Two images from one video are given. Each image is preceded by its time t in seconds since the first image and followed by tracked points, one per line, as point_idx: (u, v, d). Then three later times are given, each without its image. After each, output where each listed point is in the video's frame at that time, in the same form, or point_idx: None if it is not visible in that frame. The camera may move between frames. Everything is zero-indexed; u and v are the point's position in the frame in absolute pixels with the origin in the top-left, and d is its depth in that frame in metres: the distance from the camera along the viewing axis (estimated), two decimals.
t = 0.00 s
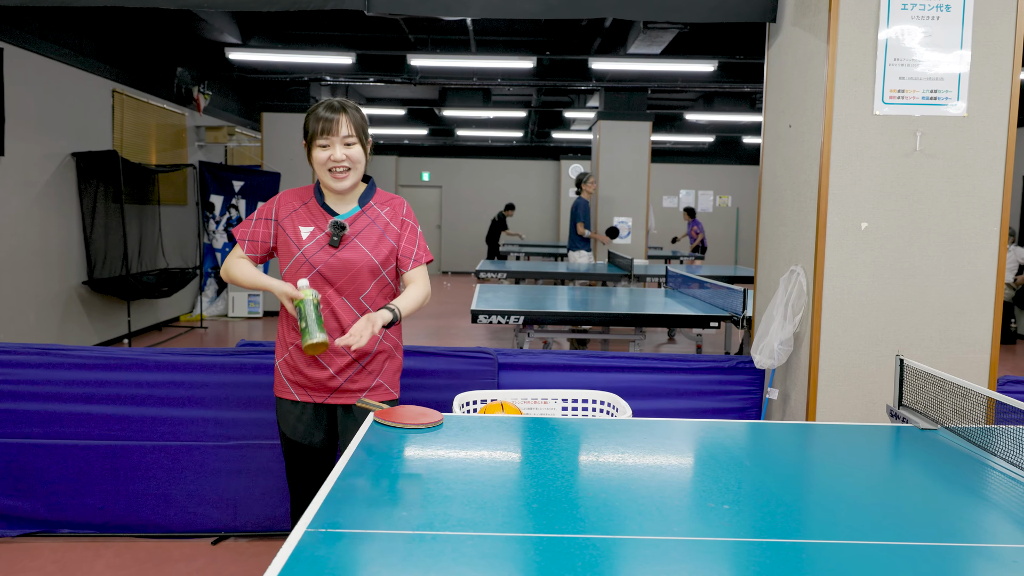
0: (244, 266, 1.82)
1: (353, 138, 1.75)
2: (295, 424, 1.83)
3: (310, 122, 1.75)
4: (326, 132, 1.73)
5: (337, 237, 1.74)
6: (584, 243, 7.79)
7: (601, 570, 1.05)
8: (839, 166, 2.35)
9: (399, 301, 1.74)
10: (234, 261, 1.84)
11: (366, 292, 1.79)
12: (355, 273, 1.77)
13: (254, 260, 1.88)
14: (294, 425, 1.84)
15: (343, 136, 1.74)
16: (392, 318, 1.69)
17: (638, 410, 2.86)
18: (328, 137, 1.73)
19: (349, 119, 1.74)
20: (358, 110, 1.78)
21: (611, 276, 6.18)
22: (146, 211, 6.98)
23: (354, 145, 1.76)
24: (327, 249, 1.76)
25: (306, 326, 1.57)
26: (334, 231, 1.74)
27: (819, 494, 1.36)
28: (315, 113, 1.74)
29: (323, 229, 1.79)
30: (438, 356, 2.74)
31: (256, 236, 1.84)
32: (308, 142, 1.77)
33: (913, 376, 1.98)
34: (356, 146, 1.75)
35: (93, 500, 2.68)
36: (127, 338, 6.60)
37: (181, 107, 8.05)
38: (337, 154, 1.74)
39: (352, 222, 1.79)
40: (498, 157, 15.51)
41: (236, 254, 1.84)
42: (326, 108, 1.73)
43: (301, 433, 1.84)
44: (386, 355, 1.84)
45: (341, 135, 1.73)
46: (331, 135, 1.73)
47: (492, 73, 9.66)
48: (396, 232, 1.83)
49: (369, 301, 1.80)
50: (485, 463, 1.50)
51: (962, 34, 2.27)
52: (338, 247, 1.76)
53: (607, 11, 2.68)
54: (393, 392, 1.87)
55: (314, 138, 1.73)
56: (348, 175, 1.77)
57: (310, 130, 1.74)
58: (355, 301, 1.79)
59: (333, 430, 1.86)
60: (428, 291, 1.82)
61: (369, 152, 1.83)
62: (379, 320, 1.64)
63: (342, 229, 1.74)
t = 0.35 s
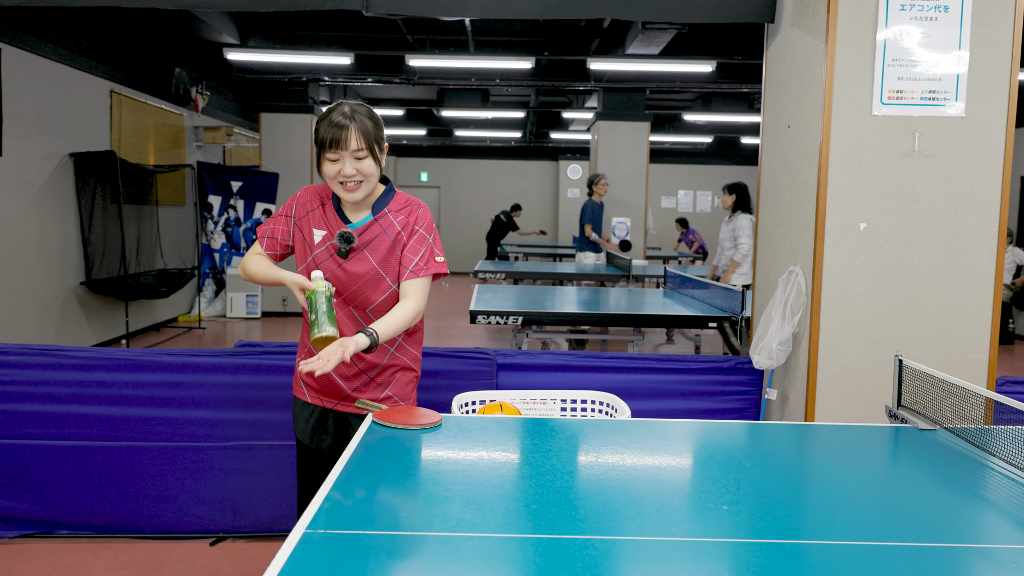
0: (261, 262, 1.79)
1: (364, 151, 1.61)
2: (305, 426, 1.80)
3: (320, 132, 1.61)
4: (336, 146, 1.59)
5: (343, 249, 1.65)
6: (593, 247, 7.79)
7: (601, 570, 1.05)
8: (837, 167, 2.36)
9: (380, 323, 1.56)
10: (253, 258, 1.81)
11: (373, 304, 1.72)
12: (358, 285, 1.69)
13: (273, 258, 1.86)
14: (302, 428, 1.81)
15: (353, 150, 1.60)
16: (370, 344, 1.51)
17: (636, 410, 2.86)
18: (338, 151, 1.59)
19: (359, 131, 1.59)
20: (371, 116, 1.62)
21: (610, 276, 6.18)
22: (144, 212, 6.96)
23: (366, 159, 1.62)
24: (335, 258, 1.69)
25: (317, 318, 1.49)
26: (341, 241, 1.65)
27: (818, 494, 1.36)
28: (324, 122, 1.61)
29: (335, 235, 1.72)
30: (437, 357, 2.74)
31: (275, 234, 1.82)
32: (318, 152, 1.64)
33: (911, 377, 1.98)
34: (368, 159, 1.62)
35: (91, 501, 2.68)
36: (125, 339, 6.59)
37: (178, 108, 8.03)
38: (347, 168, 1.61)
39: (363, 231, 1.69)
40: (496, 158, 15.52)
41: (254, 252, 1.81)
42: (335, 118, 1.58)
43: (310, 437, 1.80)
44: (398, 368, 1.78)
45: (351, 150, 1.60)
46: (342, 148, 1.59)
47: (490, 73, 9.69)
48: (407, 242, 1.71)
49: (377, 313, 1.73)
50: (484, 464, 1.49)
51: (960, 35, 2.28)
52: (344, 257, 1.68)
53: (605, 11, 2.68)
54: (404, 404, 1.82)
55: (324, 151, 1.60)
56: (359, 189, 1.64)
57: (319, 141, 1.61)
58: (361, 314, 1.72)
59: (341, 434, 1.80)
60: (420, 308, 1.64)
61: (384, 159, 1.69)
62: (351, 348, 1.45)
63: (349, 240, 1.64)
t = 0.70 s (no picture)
0: (257, 271, 1.78)
1: (353, 165, 1.57)
2: (304, 426, 1.80)
3: (309, 145, 1.57)
4: (325, 161, 1.56)
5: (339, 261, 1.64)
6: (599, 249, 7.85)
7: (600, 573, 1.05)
8: (836, 168, 2.35)
9: (381, 336, 1.57)
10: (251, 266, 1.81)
11: (370, 314, 1.71)
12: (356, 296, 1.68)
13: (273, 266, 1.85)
14: (302, 428, 1.82)
15: (343, 165, 1.56)
16: (371, 358, 1.53)
17: (635, 412, 2.86)
18: (327, 167, 1.56)
19: (348, 146, 1.55)
20: (360, 128, 1.58)
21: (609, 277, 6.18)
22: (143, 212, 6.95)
23: (355, 173, 1.58)
24: (332, 269, 1.69)
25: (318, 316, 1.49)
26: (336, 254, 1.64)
27: (816, 496, 1.36)
28: (313, 136, 1.56)
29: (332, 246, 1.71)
30: (436, 358, 2.74)
31: (273, 242, 1.81)
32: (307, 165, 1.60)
33: (910, 378, 1.98)
34: (358, 173, 1.58)
35: (90, 503, 2.67)
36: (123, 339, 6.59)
37: (177, 107, 8.02)
38: (337, 184, 1.57)
39: (359, 242, 1.68)
40: (495, 158, 15.52)
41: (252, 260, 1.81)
42: (323, 132, 1.54)
43: (309, 437, 1.80)
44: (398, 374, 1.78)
45: (341, 165, 1.56)
46: (331, 164, 1.55)
47: (489, 74, 9.70)
48: (404, 252, 1.69)
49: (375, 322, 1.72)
50: (483, 466, 1.49)
51: (959, 36, 2.27)
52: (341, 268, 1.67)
53: (604, 12, 2.68)
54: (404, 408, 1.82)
55: (313, 167, 1.57)
56: (351, 203, 1.62)
57: (308, 155, 1.57)
58: (358, 324, 1.72)
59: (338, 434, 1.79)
60: (419, 320, 1.65)
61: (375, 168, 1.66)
62: (355, 362, 1.48)
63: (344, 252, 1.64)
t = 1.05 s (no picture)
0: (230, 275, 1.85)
1: (312, 162, 1.59)
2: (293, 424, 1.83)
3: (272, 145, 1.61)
4: (285, 158, 1.59)
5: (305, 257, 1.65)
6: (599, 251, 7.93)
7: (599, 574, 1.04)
8: (835, 170, 2.36)
9: (357, 327, 1.56)
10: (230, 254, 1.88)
11: (340, 308, 1.70)
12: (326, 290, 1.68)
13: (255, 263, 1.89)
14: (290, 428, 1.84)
15: (301, 161, 1.58)
16: (349, 348, 1.51)
17: (634, 413, 2.86)
18: (286, 163, 1.59)
19: (305, 143, 1.58)
20: (319, 126, 1.61)
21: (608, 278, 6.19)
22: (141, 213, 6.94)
23: (314, 169, 1.59)
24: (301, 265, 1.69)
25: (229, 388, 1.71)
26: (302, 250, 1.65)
27: (817, 497, 1.36)
28: (275, 136, 1.60)
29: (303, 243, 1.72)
30: (435, 359, 2.73)
31: (253, 238, 1.85)
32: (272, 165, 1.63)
33: (909, 379, 1.98)
34: (317, 169, 1.60)
35: (88, 504, 2.67)
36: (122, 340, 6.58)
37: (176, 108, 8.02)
38: (297, 180, 1.59)
39: (326, 238, 1.68)
40: (494, 159, 15.52)
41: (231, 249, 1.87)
42: (282, 131, 1.58)
43: (297, 435, 1.83)
44: (374, 367, 1.77)
45: (299, 161, 1.58)
46: (289, 160, 1.58)
47: (488, 75, 9.70)
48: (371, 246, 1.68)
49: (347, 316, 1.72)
50: (481, 466, 1.49)
51: (958, 37, 2.28)
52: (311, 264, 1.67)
53: (604, 13, 2.68)
54: (384, 403, 1.80)
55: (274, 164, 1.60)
56: (313, 199, 1.62)
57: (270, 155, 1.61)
58: (327, 318, 1.71)
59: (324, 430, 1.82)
60: (393, 312, 1.63)
61: (339, 168, 1.67)
62: (333, 354, 1.46)
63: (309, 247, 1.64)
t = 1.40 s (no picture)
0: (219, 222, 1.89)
1: (294, 161, 1.59)
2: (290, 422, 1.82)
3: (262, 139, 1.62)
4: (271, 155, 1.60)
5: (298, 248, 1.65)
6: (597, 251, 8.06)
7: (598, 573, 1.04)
8: (834, 169, 2.36)
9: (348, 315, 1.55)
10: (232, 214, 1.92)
11: (332, 301, 1.69)
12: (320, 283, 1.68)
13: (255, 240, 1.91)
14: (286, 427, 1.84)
15: (284, 160, 1.59)
16: (337, 333, 1.50)
17: (633, 412, 2.85)
18: (272, 161, 1.60)
19: (287, 142, 1.57)
20: (305, 124, 1.60)
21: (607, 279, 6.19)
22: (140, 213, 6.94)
23: (297, 168, 1.59)
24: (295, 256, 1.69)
25: (108, 220, 1.80)
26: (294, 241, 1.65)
27: (817, 496, 1.36)
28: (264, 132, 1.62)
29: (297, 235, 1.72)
30: (434, 359, 2.73)
31: (249, 222, 1.86)
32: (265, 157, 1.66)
33: (908, 379, 1.99)
34: (300, 168, 1.60)
35: (86, 504, 2.67)
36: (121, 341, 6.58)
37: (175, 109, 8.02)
38: (282, 178, 1.61)
39: (320, 232, 1.67)
40: (493, 160, 15.51)
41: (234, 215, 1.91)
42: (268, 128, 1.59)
43: (295, 433, 1.82)
44: (368, 362, 1.76)
45: (282, 160, 1.59)
46: (274, 158, 1.59)
47: (487, 75, 9.71)
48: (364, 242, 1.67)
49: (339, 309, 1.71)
50: (479, 465, 1.49)
51: (957, 37, 2.28)
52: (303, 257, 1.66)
53: (604, 12, 2.69)
54: (378, 399, 1.80)
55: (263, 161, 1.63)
56: (300, 196, 1.64)
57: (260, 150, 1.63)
58: (320, 310, 1.70)
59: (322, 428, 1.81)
60: (387, 306, 1.62)
61: (330, 164, 1.67)
62: (317, 334, 1.44)
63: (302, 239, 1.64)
